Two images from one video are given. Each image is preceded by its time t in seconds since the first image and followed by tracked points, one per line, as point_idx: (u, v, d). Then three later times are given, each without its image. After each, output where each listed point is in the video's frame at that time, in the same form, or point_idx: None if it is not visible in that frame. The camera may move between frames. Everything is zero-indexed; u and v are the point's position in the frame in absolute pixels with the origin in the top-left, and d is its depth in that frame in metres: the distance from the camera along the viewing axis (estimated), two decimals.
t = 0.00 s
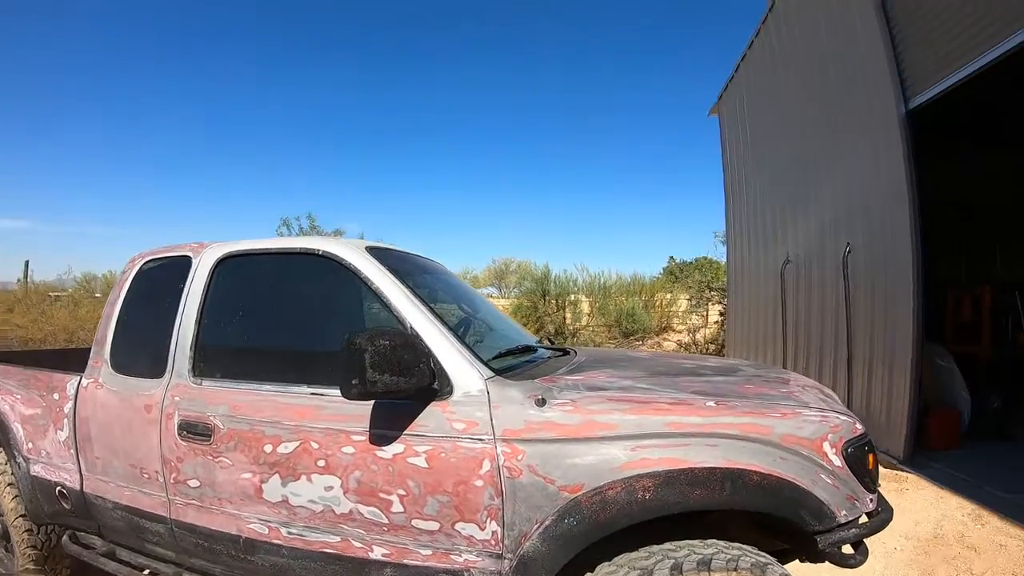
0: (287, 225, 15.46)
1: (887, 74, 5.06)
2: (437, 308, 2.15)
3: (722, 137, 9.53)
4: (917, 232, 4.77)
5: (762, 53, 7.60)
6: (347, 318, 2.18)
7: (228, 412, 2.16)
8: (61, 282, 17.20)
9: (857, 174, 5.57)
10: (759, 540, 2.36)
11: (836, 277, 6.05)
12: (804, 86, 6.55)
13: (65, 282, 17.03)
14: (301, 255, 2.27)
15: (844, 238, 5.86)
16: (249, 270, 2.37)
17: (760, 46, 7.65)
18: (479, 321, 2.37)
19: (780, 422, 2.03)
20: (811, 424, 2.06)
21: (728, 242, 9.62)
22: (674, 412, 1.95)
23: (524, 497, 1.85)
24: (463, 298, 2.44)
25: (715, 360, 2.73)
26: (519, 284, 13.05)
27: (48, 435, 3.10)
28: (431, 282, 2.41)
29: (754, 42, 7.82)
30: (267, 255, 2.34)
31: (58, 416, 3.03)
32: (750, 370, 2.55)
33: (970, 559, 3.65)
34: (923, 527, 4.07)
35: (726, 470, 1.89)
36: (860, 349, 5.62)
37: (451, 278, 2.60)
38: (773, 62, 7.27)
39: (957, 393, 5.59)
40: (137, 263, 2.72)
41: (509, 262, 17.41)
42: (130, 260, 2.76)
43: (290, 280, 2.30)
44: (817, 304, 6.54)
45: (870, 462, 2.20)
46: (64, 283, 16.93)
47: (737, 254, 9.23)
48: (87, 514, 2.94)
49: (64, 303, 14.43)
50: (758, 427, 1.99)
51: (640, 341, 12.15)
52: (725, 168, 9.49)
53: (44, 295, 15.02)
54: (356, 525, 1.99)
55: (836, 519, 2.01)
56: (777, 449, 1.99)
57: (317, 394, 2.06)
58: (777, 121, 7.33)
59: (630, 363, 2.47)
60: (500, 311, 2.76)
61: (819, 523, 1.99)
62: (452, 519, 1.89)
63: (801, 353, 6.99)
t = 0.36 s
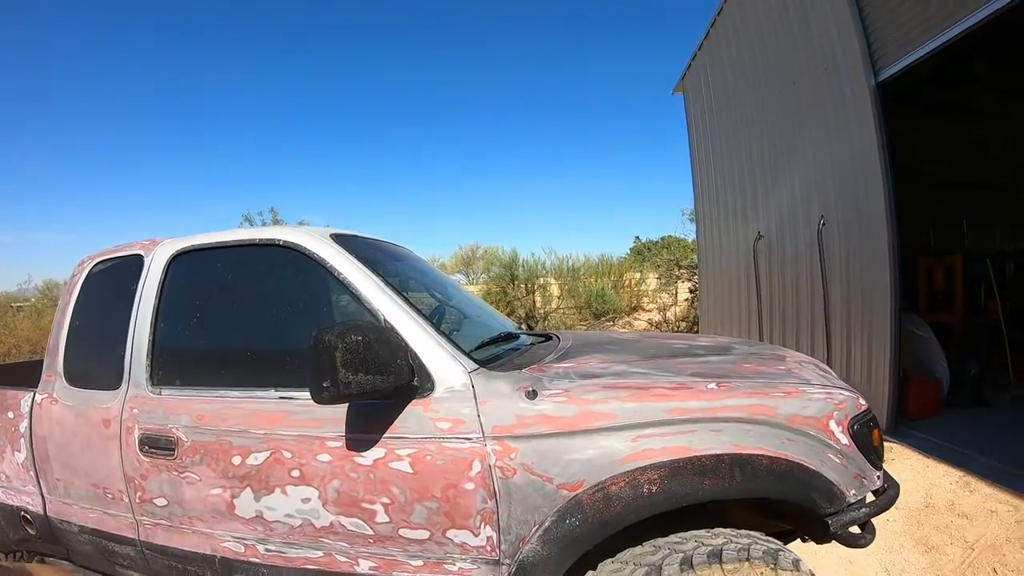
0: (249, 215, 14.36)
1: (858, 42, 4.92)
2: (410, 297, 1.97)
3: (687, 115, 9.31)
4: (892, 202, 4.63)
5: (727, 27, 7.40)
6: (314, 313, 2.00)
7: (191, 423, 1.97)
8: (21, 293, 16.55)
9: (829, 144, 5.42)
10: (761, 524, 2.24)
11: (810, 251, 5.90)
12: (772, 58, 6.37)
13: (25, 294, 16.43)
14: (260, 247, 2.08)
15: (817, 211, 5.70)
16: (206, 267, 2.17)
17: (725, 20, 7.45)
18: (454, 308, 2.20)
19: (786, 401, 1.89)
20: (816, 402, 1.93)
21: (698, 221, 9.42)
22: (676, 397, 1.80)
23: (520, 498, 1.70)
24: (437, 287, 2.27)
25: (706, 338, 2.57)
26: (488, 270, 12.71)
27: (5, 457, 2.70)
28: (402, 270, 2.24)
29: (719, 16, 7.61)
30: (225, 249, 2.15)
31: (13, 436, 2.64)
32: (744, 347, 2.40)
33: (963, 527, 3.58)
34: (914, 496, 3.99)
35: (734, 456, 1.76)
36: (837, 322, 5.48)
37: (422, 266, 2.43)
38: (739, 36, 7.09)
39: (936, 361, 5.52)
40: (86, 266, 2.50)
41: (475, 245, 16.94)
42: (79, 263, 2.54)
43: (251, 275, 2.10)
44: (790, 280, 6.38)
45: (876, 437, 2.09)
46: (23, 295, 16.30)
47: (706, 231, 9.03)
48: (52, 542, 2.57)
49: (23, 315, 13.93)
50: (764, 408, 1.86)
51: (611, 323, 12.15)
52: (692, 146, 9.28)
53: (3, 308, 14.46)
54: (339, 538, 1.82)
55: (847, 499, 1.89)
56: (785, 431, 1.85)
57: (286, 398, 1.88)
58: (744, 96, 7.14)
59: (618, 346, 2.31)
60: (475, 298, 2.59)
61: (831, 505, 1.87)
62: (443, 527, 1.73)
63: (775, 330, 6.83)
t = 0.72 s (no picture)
0: (260, 217, 14.84)
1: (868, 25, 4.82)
2: (418, 291, 1.93)
3: (696, 103, 9.20)
4: (906, 187, 4.54)
5: (735, 12, 7.29)
6: (320, 309, 1.96)
7: (198, 423, 1.94)
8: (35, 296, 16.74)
9: (842, 130, 5.32)
10: (779, 517, 2.18)
11: (824, 238, 5.80)
12: (782, 43, 6.26)
13: (39, 298, 16.60)
14: (264, 243, 2.05)
15: (831, 197, 5.60)
16: (210, 265, 2.14)
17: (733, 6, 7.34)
18: (464, 301, 2.15)
19: (805, 391, 1.83)
20: (836, 392, 1.87)
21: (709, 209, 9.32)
22: (692, 389, 1.75)
23: (533, 495, 1.65)
24: (446, 279, 2.23)
25: (721, 328, 2.51)
26: (500, 263, 12.70)
27: (16, 460, 2.69)
28: (410, 263, 2.20)
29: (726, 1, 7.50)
30: (228, 246, 2.11)
31: (23, 440, 2.62)
32: (761, 336, 2.33)
33: (982, 517, 3.50)
34: (935, 487, 3.91)
35: (753, 449, 1.70)
36: (851, 310, 5.39)
37: (431, 258, 2.39)
38: (747, 23, 6.97)
39: (952, 349, 5.42)
40: (91, 268, 2.48)
41: (485, 239, 16.86)
42: (84, 265, 2.52)
43: (257, 272, 2.07)
44: (804, 268, 6.28)
45: (897, 427, 2.02)
46: (38, 298, 16.49)
47: (718, 219, 8.93)
48: (65, 545, 2.57)
49: (38, 317, 14.11)
50: (783, 399, 1.80)
51: (624, 313, 11.93)
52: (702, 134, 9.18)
53: (19, 313, 14.64)
54: (349, 538, 1.79)
55: (869, 492, 1.84)
56: (805, 422, 1.79)
57: (293, 396, 1.85)
58: (754, 82, 7.03)
59: (631, 336, 2.25)
60: (486, 290, 2.55)
61: (852, 498, 1.82)
62: (454, 526, 1.69)
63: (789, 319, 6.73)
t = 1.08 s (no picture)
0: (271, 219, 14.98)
1: (879, 34, 4.82)
2: (427, 297, 1.94)
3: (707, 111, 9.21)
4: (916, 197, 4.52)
5: (746, 20, 7.29)
6: (329, 314, 1.98)
7: (206, 424, 1.96)
8: (47, 294, 16.86)
9: (853, 139, 5.31)
10: (784, 529, 2.17)
11: (834, 247, 5.78)
12: (792, 51, 6.26)
13: (50, 296, 16.76)
14: (275, 248, 2.07)
15: (841, 206, 5.59)
16: (221, 268, 2.16)
17: (743, 14, 7.35)
18: (472, 308, 2.16)
19: (811, 403, 1.83)
20: (843, 404, 1.86)
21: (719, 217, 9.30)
22: (698, 399, 1.75)
23: (537, 503, 1.66)
24: (455, 286, 2.24)
25: (729, 338, 2.51)
26: (509, 269, 12.73)
27: (25, 457, 2.71)
28: (419, 269, 2.21)
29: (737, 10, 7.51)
30: (239, 250, 2.14)
31: (32, 437, 2.65)
32: (769, 346, 2.33)
33: (990, 531, 3.47)
34: (942, 500, 3.88)
35: (758, 461, 1.70)
36: (861, 320, 5.36)
37: (439, 265, 2.40)
38: (758, 32, 6.98)
39: (961, 358, 5.36)
40: (103, 269, 2.51)
41: (496, 244, 16.94)
42: (96, 265, 2.55)
43: (267, 276, 2.09)
44: (813, 277, 6.26)
45: (904, 440, 2.01)
46: (49, 297, 16.62)
47: (728, 228, 8.91)
48: (72, 543, 2.59)
49: (50, 316, 14.23)
50: (789, 411, 1.79)
51: (634, 321, 11.99)
52: (712, 143, 9.17)
53: (31, 311, 14.78)
54: (354, 542, 1.79)
55: (874, 505, 1.83)
56: (810, 434, 1.79)
57: (300, 400, 1.86)
58: (765, 90, 7.03)
59: (638, 346, 2.26)
60: (495, 297, 2.56)
61: (857, 511, 1.81)
62: (458, 531, 1.70)
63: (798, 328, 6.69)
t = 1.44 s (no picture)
0: (268, 215, 15.04)
1: (877, 36, 4.84)
2: (424, 295, 1.96)
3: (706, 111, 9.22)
4: (913, 198, 4.54)
5: (746, 21, 7.31)
6: (326, 312, 1.99)
7: (204, 421, 1.97)
8: (42, 289, 16.77)
9: (850, 140, 5.33)
10: (778, 528, 2.19)
11: (830, 248, 5.80)
12: (792, 53, 6.28)
13: (45, 291, 16.68)
14: (273, 245, 2.08)
15: (838, 207, 5.61)
16: (219, 265, 2.17)
17: (743, 15, 7.37)
18: (469, 306, 2.18)
19: (805, 403, 1.85)
20: (836, 404, 1.88)
21: (717, 217, 9.32)
22: (693, 399, 1.76)
23: (533, 500, 1.67)
24: (452, 284, 2.26)
25: (724, 337, 2.53)
26: (506, 267, 12.74)
27: (22, 453, 2.72)
28: (416, 267, 2.22)
29: (737, 10, 7.52)
30: (237, 246, 2.15)
31: (29, 432, 2.66)
32: (763, 347, 2.35)
33: (982, 532, 3.50)
34: (935, 500, 3.91)
35: (751, 460, 1.72)
36: (856, 321, 5.38)
37: (436, 263, 2.41)
38: (758, 33, 7.00)
39: (958, 361, 5.38)
40: (101, 265, 2.52)
41: (494, 241, 16.93)
42: (93, 262, 2.56)
43: (264, 273, 2.10)
44: (810, 278, 6.28)
45: (896, 440, 2.03)
46: (44, 292, 16.55)
47: (726, 228, 8.94)
48: (69, 538, 2.60)
49: (45, 312, 14.19)
50: (782, 410, 1.81)
51: (630, 319, 12.07)
52: (711, 143, 9.19)
53: (26, 306, 14.73)
54: (351, 538, 1.81)
55: (865, 504, 1.85)
56: (803, 434, 1.81)
57: (297, 397, 1.87)
58: (764, 91, 7.05)
59: (634, 345, 2.27)
60: (491, 295, 2.58)
61: (848, 510, 1.83)
62: (454, 528, 1.71)
63: (794, 329, 6.71)
